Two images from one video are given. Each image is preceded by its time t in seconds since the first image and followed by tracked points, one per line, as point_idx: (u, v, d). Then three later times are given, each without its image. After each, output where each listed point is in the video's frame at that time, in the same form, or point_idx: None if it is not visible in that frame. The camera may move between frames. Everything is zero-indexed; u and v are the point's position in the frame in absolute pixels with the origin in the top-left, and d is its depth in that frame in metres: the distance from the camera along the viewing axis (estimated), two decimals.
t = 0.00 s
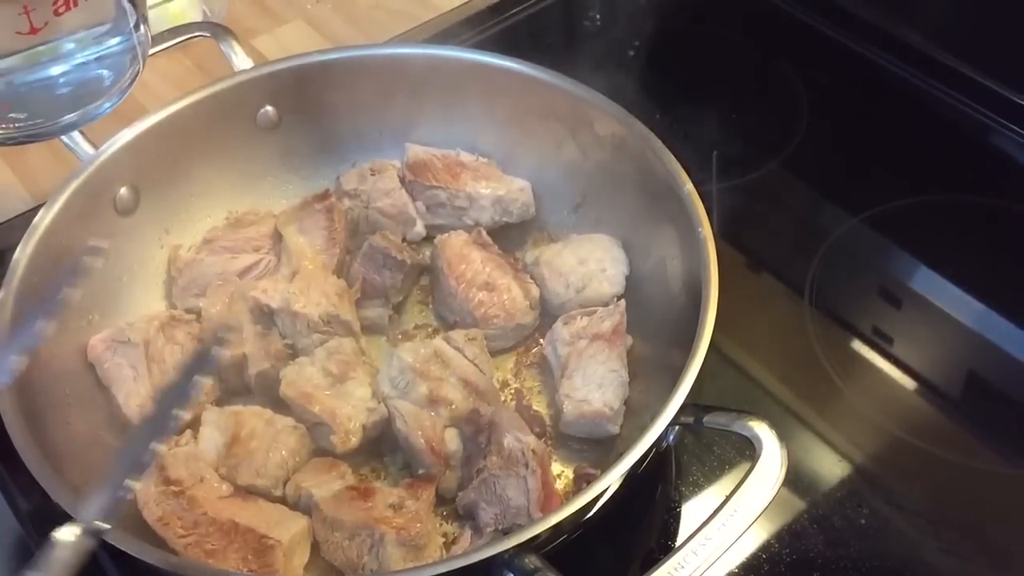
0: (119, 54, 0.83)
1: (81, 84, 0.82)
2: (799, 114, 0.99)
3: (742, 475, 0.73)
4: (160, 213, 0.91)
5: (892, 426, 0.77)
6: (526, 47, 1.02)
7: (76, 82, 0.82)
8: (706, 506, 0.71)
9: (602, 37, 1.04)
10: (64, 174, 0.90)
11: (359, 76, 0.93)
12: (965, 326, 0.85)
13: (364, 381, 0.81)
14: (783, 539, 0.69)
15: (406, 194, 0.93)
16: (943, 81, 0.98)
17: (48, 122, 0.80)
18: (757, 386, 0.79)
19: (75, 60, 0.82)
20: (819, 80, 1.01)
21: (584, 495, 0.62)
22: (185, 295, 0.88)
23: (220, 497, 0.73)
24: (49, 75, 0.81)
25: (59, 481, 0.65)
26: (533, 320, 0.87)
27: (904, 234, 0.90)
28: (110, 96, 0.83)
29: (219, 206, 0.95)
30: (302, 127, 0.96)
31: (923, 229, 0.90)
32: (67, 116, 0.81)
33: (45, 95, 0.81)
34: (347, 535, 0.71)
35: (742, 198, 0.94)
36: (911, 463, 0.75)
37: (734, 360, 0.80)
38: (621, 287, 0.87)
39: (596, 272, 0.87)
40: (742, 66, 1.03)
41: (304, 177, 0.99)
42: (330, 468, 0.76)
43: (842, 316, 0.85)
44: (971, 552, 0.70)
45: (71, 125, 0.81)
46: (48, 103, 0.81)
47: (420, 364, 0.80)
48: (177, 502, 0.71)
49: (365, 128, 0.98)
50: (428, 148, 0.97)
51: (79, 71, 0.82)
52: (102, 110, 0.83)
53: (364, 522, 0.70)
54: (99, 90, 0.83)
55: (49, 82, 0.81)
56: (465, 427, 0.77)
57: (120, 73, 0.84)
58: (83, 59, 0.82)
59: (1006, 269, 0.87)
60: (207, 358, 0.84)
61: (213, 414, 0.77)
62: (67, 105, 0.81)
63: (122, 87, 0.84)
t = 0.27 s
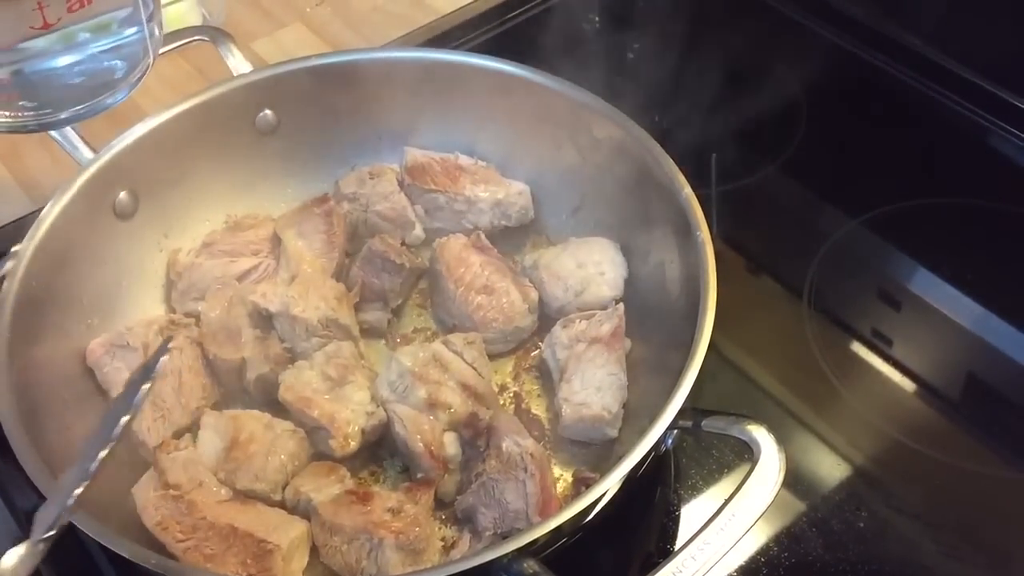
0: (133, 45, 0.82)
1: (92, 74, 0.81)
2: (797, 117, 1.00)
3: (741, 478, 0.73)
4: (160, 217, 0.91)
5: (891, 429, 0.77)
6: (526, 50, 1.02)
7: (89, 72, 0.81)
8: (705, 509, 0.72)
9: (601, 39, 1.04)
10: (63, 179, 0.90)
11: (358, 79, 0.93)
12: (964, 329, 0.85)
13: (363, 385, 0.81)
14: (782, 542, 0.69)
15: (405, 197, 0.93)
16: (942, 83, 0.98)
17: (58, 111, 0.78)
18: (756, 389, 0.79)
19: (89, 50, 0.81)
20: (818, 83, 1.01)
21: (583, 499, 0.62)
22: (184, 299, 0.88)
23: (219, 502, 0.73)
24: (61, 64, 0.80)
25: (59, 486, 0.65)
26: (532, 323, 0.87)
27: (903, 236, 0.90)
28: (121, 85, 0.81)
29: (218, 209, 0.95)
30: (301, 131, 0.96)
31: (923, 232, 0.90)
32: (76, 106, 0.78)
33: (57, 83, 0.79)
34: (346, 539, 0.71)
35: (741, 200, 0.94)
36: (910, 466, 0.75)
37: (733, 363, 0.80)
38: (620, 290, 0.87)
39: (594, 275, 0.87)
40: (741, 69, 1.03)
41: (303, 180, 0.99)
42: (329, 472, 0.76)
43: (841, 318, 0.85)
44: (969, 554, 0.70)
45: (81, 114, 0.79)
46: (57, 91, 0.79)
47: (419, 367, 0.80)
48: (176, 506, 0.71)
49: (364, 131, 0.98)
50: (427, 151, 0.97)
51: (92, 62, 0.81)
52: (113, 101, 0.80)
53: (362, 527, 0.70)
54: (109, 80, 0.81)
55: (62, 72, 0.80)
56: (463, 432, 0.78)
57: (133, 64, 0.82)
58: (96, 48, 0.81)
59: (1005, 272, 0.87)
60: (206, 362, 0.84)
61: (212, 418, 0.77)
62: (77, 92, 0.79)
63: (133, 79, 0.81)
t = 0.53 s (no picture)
0: (176, 46, 0.81)
1: (133, 75, 0.80)
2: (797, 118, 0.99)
3: (739, 480, 0.73)
4: (159, 219, 0.91)
5: (891, 430, 0.77)
6: (526, 51, 1.02)
7: (130, 72, 0.80)
8: (703, 511, 0.72)
9: (600, 40, 1.04)
10: (62, 182, 0.89)
11: (358, 81, 0.93)
12: (963, 330, 0.84)
13: (363, 388, 0.81)
14: (781, 544, 0.69)
15: (404, 199, 0.93)
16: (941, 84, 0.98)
17: (97, 117, 0.78)
18: (755, 391, 0.79)
19: (135, 52, 0.79)
20: (817, 84, 1.01)
21: (582, 502, 0.62)
22: (183, 302, 0.88)
23: (218, 505, 0.73)
24: (103, 64, 0.78)
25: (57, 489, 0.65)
26: (531, 325, 0.87)
27: (902, 237, 0.90)
28: (163, 90, 0.82)
29: (216, 212, 0.95)
30: (300, 133, 0.96)
31: (922, 232, 0.90)
32: (117, 110, 0.79)
33: (97, 83, 0.78)
34: (345, 542, 0.71)
35: (740, 202, 0.93)
36: (910, 467, 0.74)
37: (733, 365, 0.80)
38: (619, 292, 0.87)
39: (593, 277, 0.87)
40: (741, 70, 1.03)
41: (302, 182, 0.99)
42: (328, 475, 0.76)
43: (841, 319, 0.85)
44: (970, 556, 0.70)
45: (120, 118, 0.79)
46: (99, 97, 0.78)
47: (418, 369, 0.80)
48: (175, 509, 0.71)
49: (363, 133, 0.98)
50: (426, 153, 0.97)
51: (136, 62, 0.80)
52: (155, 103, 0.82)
53: (361, 529, 0.70)
54: (149, 84, 0.81)
55: (104, 71, 0.78)
56: (462, 434, 0.77)
57: (173, 67, 0.82)
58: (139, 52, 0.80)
59: (1005, 272, 0.87)
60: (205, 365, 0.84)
61: (212, 421, 0.77)
62: (118, 96, 0.79)
63: (174, 84, 0.83)
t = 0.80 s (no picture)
0: (219, 72, 0.62)
1: (169, 104, 0.61)
2: (795, 117, 0.99)
3: (737, 480, 0.72)
4: (156, 220, 0.91)
5: (890, 430, 0.76)
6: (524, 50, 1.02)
7: (163, 102, 0.60)
8: (701, 511, 0.71)
9: (597, 40, 1.04)
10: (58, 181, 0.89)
11: (356, 81, 0.93)
12: (962, 329, 0.84)
13: (360, 388, 0.81)
14: (779, 544, 0.69)
15: (401, 199, 0.93)
16: (939, 83, 0.98)
17: (131, 149, 0.60)
18: (753, 390, 0.78)
19: (173, 80, 0.59)
20: (816, 83, 1.01)
21: (579, 503, 0.62)
22: (179, 302, 0.88)
23: (215, 506, 0.73)
24: (139, 90, 0.58)
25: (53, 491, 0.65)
26: (529, 325, 0.86)
27: (900, 237, 0.90)
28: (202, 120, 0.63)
29: (213, 212, 0.95)
30: (297, 133, 0.96)
31: (920, 232, 0.90)
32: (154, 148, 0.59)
33: (130, 113, 0.60)
34: (342, 543, 0.71)
35: (738, 201, 0.93)
36: (908, 467, 0.74)
37: (731, 364, 0.80)
38: (616, 292, 0.87)
39: (591, 277, 0.86)
40: (739, 69, 1.03)
41: (299, 182, 0.98)
42: (325, 475, 0.75)
43: (839, 319, 0.85)
44: (968, 556, 0.69)
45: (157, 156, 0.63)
46: (141, 129, 0.60)
47: (415, 369, 0.79)
48: (172, 510, 0.71)
49: (360, 133, 0.98)
50: (424, 152, 0.96)
51: (172, 91, 0.60)
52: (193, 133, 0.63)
53: (359, 530, 0.70)
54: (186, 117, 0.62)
55: (133, 99, 0.59)
56: (460, 434, 0.77)
57: (211, 92, 0.63)
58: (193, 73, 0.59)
59: (1003, 272, 0.87)
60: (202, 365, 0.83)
61: (209, 421, 0.77)
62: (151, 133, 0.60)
63: (213, 110, 0.63)
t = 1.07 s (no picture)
0: (252, 99, 0.60)
1: (200, 130, 0.59)
2: (794, 116, 0.99)
3: (736, 479, 0.72)
4: (154, 218, 0.90)
5: (890, 429, 0.76)
6: (523, 49, 1.02)
7: (195, 127, 0.58)
8: (700, 511, 0.71)
9: (596, 39, 1.04)
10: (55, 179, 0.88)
11: (355, 80, 0.93)
12: (961, 328, 0.84)
13: (358, 387, 0.81)
14: (777, 543, 0.69)
15: (400, 198, 0.93)
16: (939, 83, 0.97)
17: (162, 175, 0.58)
18: (752, 389, 0.78)
19: (207, 108, 0.57)
20: (815, 82, 1.01)
21: (578, 502, 0.62)
22: (177, 301, 0.88)
23: (212, 505, 0.73)
24: (170, 116, 0.57)
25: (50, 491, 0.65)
26: (527, 324, 0.86)
27: (899, 236, 0.90)
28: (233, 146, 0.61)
29: (212, 211, 0.95)
30: (296, 131, 0.96)
31: (919, 231, 0.90)
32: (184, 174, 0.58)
33: (160, 139, 0.58)
34: (340, 542, 0.71)
35: (737, 200, 0.93)
36: (908, 466, 0.74)
37: (730, 363, 0.80)
38: (615, 291, 0.87)
39: (589, 276, 0.86)
40: (738, 68, 1.03)
41: (297, 181, 0.98)
42: (324, 474, 0.75)
43: (838, 318, 0.85)
44: (968, 556, 0.69)
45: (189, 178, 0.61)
46: (171, 156, 0.58)
47: (414, 369, 0.79)
48: (169, 510, 0.71)
49: (359, 132, 0.98)
50: (422, 151, 0.96)
51: (205, 118, 0.58)
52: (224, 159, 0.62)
53: (357, 529, 0.70)
54: (218, 142, 0.60)
55: (164, 124, 0.57)
56: (458, 433, 0.77)
57: (243, 118, 0.61)
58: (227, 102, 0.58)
59: (1003, 271, 0.87)
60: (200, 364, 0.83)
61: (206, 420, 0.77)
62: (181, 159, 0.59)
63: (245, 135, 0.62)
